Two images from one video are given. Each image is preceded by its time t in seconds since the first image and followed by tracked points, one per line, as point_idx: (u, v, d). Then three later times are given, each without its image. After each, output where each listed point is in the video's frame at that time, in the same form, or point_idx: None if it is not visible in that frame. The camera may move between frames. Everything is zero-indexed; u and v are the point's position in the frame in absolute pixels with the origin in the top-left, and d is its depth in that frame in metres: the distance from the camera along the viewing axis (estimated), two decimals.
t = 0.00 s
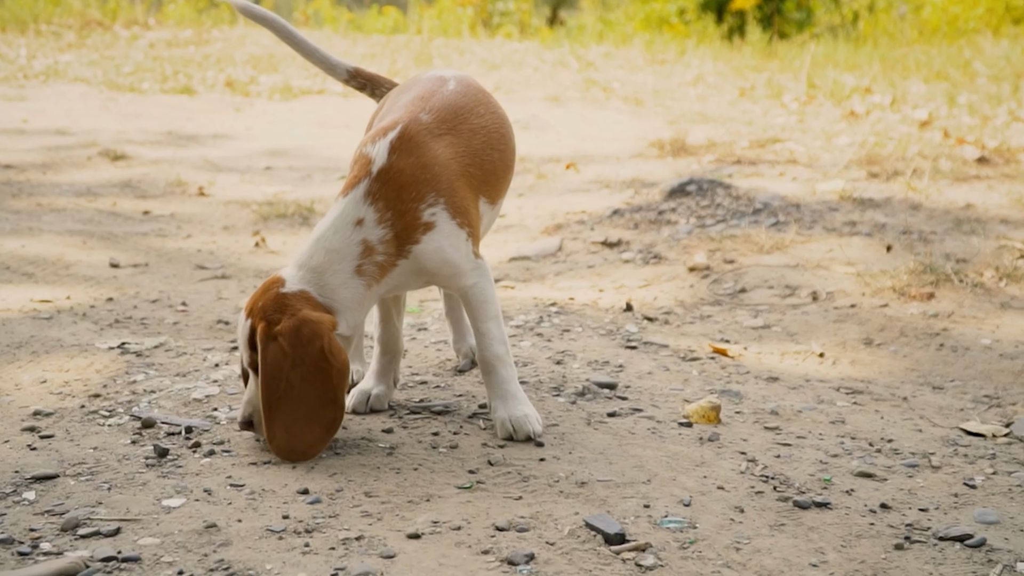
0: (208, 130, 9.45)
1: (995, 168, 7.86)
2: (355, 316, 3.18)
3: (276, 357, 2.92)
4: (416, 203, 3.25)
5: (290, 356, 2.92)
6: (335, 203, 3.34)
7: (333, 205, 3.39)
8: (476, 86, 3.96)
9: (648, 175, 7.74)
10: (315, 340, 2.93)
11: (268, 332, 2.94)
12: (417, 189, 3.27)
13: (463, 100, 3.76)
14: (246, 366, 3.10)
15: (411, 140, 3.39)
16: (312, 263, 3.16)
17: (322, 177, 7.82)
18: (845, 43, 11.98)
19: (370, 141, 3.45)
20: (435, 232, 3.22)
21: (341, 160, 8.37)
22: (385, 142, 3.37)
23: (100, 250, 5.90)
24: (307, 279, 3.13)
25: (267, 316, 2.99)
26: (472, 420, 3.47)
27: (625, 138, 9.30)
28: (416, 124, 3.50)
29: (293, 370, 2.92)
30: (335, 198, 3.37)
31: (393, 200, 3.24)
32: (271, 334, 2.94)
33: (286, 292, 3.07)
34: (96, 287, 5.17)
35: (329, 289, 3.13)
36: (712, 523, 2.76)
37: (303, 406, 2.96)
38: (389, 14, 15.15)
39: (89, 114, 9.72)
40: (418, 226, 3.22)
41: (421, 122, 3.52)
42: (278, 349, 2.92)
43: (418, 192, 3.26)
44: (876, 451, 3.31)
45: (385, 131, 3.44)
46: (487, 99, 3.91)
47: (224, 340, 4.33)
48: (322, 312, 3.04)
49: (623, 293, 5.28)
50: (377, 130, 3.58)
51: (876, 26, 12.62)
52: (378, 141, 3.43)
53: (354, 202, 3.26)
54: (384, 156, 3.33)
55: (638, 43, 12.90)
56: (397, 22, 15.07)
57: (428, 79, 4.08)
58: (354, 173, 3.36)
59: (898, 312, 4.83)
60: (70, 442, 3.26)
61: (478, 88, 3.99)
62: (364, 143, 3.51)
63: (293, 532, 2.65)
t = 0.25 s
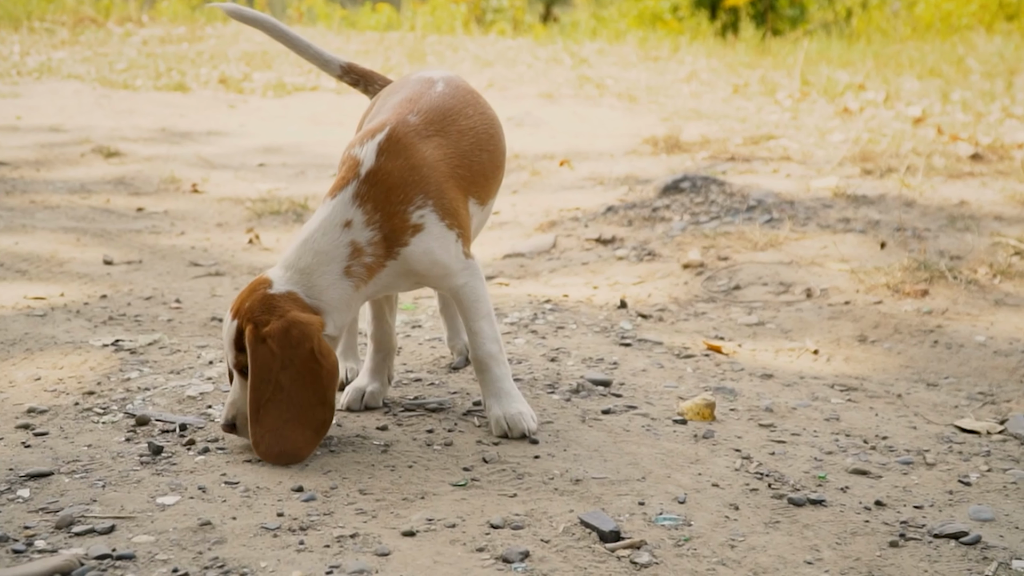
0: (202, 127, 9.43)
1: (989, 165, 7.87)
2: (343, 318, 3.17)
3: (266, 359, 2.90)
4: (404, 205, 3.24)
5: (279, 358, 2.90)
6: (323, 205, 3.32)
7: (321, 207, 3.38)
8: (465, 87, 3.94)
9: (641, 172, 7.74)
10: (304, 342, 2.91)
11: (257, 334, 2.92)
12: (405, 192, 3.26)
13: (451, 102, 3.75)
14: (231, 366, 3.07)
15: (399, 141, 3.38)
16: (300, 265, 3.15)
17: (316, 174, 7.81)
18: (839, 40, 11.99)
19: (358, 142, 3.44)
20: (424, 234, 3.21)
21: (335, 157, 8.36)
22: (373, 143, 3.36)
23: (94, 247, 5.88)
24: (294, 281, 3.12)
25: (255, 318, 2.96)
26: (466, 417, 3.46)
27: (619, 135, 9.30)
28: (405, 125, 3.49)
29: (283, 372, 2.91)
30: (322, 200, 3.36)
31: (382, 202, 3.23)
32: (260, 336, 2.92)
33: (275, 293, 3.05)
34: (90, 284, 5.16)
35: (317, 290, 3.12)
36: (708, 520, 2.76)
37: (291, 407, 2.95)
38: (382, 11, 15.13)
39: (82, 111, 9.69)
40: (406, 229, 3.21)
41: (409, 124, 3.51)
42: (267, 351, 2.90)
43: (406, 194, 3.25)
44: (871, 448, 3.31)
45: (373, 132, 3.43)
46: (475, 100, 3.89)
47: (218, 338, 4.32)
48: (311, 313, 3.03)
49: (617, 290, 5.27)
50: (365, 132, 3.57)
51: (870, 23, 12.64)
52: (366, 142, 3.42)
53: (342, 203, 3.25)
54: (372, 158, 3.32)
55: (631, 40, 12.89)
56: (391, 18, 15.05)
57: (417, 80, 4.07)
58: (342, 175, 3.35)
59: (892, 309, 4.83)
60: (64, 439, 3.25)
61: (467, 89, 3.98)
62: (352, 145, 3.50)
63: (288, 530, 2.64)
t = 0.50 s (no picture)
0: (199, 124, 9.42)
1: (986, 162, 7.87)
2: (336, 323, 3.16)
3: (260, 360, 2.89)
4: (398, 211, 3.22)
5: (273, 358, 2.90)
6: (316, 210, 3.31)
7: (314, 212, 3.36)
8: (459, 91, 3.92)
9: (639, 169, 7.73)
10: (298, 342, 2.91)
11: (251, 335, 2.90)
12: (397, 197, 3.24)
13: (445, 106, 3.73)
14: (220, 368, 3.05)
15: (392, 147, 3.37)
16: (293, 270, 3.14)
17: (314, 171, 7.80)
18: (836, 37, 11.99)
19: (351, 147, 3.42)
20: (417, 239, 3.21)
21: (333, 154, 8.35)
22: (365, 149, 3.34)
23: (92, 244, 5.87)
24: (287, 285, 3.11)
25: (248, 320, 2.96)
26: (466, 415, 3.46)
27: (616, 132, 9.30)
28: (397, 130, 3.47)
29: (277, 373, 2.90)
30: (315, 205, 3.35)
31: (374, 208, 3.21)
32: (254, 337, 2.91)
33: (268, 296, 3.04)
34: (88, 281, 5.15)
35: (310, 296, 3.11)
36: (708, 519, 2.75)
37: (285, 408, 2.94)
38: (378, 8, 15.11)
39: (80, 108, 9.67)
40: (400, 234, 3.20)
41: (402, 128, 3.49)
42: (261, 352, 2.89)
43: (399, 200, 3.24)
44: (871, 446, 3.31)
45: (366, 137, 3.42)
46: (470, 103, 3.87)
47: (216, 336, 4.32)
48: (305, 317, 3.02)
49: (616, 287, 5.27)
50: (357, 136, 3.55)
51: (867, 20, 12.64)
52: (358, 147, 3.40)
53: (335, 209, 3.24)
54: (364, 163, 3.31)
55: (628, 36, 12.88)
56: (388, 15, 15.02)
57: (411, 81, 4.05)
58: (334, 180, 3.33)
59: (891, 306, 4.83)
60: (63, 437, 3.24)
61: (461, 91, 3.96)
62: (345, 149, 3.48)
63: (287, 529, 2.64)
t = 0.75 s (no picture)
0: (201, 121, 9.41)
1: (989, 160, 7.86)
2: (332, 324, 3.16)
3: (262, 361, 2.88)
4: (395, 215, 3.21)
5: (275, 358, 2.89)
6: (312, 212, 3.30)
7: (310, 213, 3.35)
8: (458, 92, 3.90)
9: (641, 167, 7.72)
10: (300, 342, 2.90)
11: (251, 336, 2.89)
12: (394, 202, 3.22)
13: (443, 109, 3.71)
14: (212, 369, 3.01)
15: (389, 150, 3.35)
16: (288, 272, 3.12)
17: (315, 168, 7.79)
18: (837, 34, 11.97)
19: (347, 150, 3.41)
20: (416, 243, 3.20)
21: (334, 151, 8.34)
22: (362, 152, 3.33)
23: (94, 242, 5.86)
24: (282, 285, 3.10)
25: (246, 320, 2.94)
26: (470, 414, 3.45)
27: (618, 129, 9.28)
28: (395, 133, 3.46)
29: (279, 373, 2.89)
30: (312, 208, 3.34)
31: (371, 212, 3.20)
32: (254, 338, 2.89)
33: (264, 296, 3.03)
34: (90, 279, 5.14)
35: (307, 297, 3.10)
36: (713, 519, 2.75)
37: (285, 408, 2.93)
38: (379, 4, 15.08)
39: (81, 105, 9.66)
40: (397, 238, 3.19)
41: (399, 132, 3.47)
42: (263, 353, 2.88)
43: (396, 203, 3.22)
44: (876, 446, 3.30)
45: (362, 140, 3.40)
46: (468, 106, 3.85)
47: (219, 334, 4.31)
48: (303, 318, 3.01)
49: (618, 285, 5.26)
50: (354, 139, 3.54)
51: (868, 16, 12.62)
52: (355, 150, 3.39)
53: (331, 212, 3.23)
54: (360, 167, 3.29)
55: (629, 33, 12.87)
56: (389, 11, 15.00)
57: (411, 81, 4.02)
58: (331, 183, 3.32)
59: (894, 305, 4.82)
60: (66, 436, 3.23)
61: (461, 93, 3.94)
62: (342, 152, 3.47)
63: (291, 529, 2.63)
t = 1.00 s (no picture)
0: (203, 119, 9.39)
1: (992, 158, 7.84)
2: (329, 324, 3.15)
3: (260, 363, 2.87)
4: (394, 216, 3.20)
5: (273, 360, 2.88)
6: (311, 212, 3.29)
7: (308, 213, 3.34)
8: (460, 95, 3.88)
9: (644, 165, 7.71)
10: (299, 342, 2.90)
11: (248, 338, 2.88)
12: (393, 203, 3.21)
13: (444, 111, 3.69)
14: (209, 370, 3.00)
15: (389, 151, 3.34)
16: (286, 271, 3.11)
17: (318, 167, 7.78)
18: (838, 32, 11.96)
19: (347, 150, 3.40)
20: (415, 244, 3.18)
21: (336, 149, 8.33)
22: (361, 152, 3.32)
23: (96, 240, 5.85)
24: (280, 284, 3.09)
25: (243, 322, 2.92)
26: (475, 415, 3.44)
27: (620, 127, 9.27)
28: (395, 134, 3.45)
29: (278, 374, 2.89)
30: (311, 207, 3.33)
31: (369, 213, 3.19)
32: (252, 340, 2.88)
33: (261, 296, 3.02)
34: (93, 278, 5.13)
35: (303, 296, 3.09)
36: (720, 520, 2.74)
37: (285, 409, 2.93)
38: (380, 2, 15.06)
39: (83, 104, 9.65)
40: (396, 240, 3.18)
41: (400, 133, 3.46)
42: (261, 355, 2.87)
43: (396, 204, 3.21)
44: (882, 446, 3.29)
45: (363, 140, 3.39)
46: (471, 109, 3.84)
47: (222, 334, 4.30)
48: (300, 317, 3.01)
49: (622, 284, 5.25)
50: (354, 140, 3.52)
51: (869, 14, 12.62)
52: (355, 150, 3.38)
53: (330, 212, 3.22)
54: (360, 168, 3.28)
55: (631, 31, 12.85)
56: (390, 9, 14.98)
57: (415, 83, 4.01)
58: (330, 183, 3.31)
59: (899, 304, 4.81)
60: (70, 437, 3.22)
61: (464, 96, 3.93)
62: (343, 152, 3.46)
63: (297, 531, 2.62)
